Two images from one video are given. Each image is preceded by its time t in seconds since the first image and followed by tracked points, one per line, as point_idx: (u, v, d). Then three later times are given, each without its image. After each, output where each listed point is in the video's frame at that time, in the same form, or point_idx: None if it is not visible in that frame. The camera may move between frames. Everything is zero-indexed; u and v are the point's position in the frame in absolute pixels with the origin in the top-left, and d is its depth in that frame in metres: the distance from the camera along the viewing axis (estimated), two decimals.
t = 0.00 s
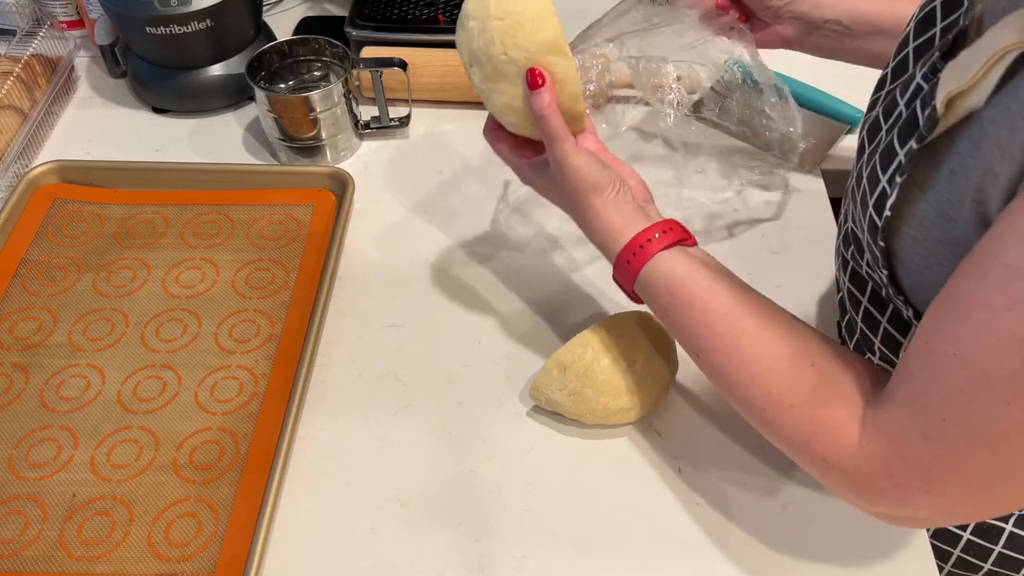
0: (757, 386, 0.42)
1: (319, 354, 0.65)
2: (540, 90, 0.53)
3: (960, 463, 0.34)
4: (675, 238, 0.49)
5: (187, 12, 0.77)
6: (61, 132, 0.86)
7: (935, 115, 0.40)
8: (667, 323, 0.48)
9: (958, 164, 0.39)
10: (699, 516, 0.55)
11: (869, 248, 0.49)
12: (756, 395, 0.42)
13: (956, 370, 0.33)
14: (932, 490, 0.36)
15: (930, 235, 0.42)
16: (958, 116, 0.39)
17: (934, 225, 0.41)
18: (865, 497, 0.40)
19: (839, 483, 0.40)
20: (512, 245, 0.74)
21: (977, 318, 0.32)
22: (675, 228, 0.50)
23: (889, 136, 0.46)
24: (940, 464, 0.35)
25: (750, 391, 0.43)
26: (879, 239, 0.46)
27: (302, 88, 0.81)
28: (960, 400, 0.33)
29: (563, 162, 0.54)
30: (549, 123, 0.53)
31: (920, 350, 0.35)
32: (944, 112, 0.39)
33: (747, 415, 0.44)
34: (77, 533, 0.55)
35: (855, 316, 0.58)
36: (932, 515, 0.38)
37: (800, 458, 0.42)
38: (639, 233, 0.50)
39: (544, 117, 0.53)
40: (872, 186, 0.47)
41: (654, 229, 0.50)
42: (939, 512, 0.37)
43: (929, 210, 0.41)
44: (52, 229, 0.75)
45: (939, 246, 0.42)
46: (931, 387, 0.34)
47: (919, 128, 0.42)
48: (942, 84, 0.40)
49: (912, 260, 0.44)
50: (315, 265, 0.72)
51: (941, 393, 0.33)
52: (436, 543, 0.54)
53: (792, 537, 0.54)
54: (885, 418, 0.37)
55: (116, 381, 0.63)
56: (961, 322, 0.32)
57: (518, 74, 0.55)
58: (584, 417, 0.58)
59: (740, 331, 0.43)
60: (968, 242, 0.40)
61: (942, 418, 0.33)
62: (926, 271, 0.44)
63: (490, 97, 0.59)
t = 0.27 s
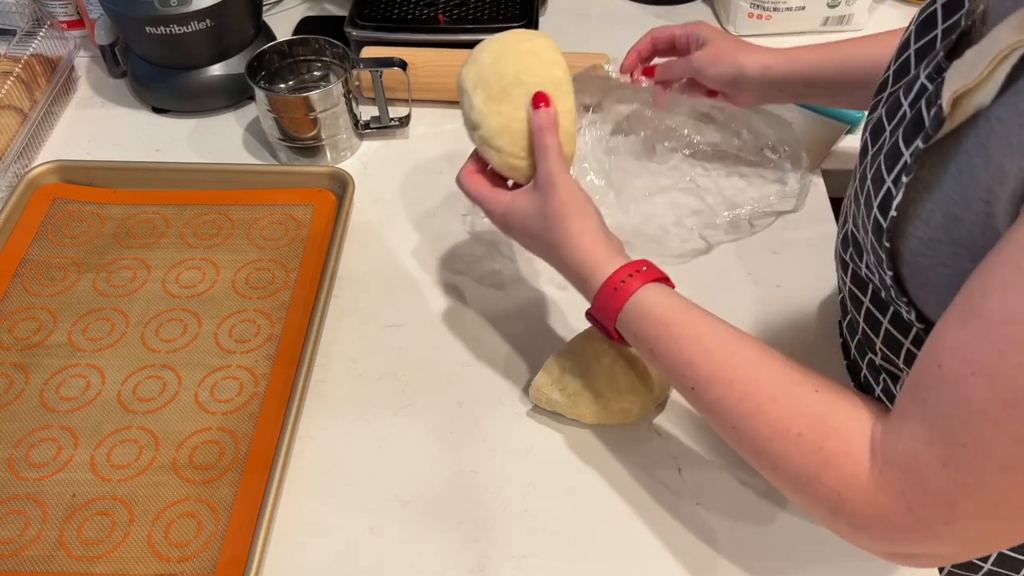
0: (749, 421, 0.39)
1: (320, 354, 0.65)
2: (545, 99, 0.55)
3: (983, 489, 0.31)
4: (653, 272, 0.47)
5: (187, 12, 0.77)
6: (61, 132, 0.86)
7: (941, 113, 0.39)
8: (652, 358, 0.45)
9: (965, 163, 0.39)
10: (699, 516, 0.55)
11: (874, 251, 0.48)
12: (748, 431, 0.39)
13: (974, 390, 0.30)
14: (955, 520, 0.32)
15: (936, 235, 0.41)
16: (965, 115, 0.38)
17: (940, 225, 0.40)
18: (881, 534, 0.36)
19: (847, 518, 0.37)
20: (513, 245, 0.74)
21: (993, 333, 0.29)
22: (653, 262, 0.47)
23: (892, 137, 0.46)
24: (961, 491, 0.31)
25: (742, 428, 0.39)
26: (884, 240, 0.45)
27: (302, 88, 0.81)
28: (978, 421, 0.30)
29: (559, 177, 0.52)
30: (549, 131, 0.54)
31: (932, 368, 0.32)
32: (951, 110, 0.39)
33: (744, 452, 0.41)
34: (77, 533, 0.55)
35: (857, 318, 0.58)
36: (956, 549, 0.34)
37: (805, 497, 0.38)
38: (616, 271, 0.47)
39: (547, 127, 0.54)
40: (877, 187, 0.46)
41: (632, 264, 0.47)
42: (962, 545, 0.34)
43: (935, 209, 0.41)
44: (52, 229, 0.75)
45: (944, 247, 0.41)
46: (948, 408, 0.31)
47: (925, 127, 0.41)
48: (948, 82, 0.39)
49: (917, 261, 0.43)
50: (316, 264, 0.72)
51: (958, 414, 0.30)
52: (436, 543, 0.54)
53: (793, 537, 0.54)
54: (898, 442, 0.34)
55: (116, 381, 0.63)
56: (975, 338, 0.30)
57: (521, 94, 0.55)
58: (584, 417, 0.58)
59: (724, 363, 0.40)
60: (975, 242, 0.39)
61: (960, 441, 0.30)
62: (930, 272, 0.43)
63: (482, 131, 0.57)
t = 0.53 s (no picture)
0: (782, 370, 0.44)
1: (319, 355, 0.65)
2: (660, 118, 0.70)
3: (967, 472, 0.33)
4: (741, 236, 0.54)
5: (187, 12, 0.77)
6: (60, 132, 0.86)
7: (935, 116, 0.40)
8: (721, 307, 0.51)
9: (963, 165, 0.39)
10: (699, 517, 0.55)
11: (871, 253, 0.49)
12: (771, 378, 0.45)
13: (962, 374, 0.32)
14: (937, 499, 0.35)
15: (934, 238, 0.42)
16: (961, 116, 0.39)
17: (937, 228, 0.41)
18: (871, 503, 0.39)
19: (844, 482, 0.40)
20: (513, 245, 0.74)
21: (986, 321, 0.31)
22: (744, 229, 0.54)
23: (887, 140, 0.46)
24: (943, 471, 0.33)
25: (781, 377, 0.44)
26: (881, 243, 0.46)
27: (302, 88, 0.81)
28: (965, 402, 0.31)
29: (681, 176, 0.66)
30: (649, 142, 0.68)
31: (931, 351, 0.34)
32: (945, 113, 0.39)
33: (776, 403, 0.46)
34: (77, 533, 0.55)
35: (855, 319, 0.58)
36: (940, 530, 0.36)
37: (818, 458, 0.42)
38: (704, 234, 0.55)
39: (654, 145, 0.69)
40: (873, 191, 0.47)
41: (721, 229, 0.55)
42: (946, 526, 0.36)
43: (932, 212, 0.41)
44: (52, 229, 0.75)
45: (943, 248, 0.42)
46: (940, 388, 0.33)
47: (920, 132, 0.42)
48: (944, 84, 0.40)
49: (916, 264, 0.44)
50: (315, 265, 0.71)
51: (949, 394, 0.32)
52: (436, 543, 0.54)
53: (793, 537, 0.54)
54: (899, 420, 0.36)
55: (117, 381, 0.63)
56: (970, 326, 0.31)
57: (631, 116, 0.71)
58: (584, 417, 0.58)
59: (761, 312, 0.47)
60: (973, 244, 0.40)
61: (947, 423, 0.33)
62: (928, 275, 0.44)
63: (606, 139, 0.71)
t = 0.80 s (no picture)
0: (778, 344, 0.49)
1: (319, 355, 0.65)
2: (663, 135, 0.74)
3: (932, 434, 0.36)
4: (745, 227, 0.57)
5: (187, 12, 0.77)
6: (61, 132, 0.86)
7: (920, 108, 0.40)
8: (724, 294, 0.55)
9: (946, 154, 0.40)
10: (699, 517, 0.55)
11: (864, 244, 0.49)
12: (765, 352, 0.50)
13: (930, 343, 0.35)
14: (905, 459, 0.38)
15: (920, 227, 0.42)
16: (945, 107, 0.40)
17: (925, 218, 0.42)
18: (849, 462, 0.42)
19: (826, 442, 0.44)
20: (513, 245, 0.74)
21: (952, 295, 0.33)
22: (750, 220, 0.57)
23: (879, 132, 0.46)
24: (910, 432, 0.37)
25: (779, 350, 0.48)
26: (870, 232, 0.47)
27: (302, 88, 0.81)
28: (932, 370, 0.35)
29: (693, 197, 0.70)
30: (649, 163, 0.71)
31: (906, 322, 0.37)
32: (930, 105, 0.40)
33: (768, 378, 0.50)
34: (77, 533, 0.55)
35: (854, 314, 0.59)
36: (910, 489, 0.40)
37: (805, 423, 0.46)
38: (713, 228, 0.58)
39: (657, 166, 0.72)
40: (864, 181, 0.47)
41: (728, 220, 0.58)
42: (914, 486, 0.39)
43: (919, 201, 0.42)
44: (52, 229, 0.75)
45: (930, 238, 0.42)
46: (911, 357, 0.36)
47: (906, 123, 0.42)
48: (929, 76, 0.41)
49: (905, 253, 0.45)
50: (315, 265, 0.72)
51: (919, 363, 0.35)
52: (436, 543, 0.54)
53: (792, 537, 0.54)
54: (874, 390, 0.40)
55: (117, 381, 0.63)
56: (939, 298, 0.34)
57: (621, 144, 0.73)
58: (585, 417, 0.58)
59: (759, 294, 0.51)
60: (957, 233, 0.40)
61: (917, 387, 0.36)
62: (915, 263, 0.44)
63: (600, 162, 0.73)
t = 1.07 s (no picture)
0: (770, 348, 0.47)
1: (319, 355, 0.65)
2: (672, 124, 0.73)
3: (937, 434, 0.36)
4: (724, 231, 0.56)
5: (187, 12, 0.77)
6: (61, 132, 0.86)
7: (937, 108, 0.40)
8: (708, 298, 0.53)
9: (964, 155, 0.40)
10: (699, 517, 0.55)
11: (873, 244, 0.49)
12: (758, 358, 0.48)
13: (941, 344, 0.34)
14: (909, 460, 0.38)
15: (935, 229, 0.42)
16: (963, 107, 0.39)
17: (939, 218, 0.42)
18: (849, 466, 0.42)
19: (823, 446, 0.43)
20: (513, 245, 0.74)
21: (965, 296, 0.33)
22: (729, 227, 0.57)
23: (894, 132, 0.46)
24: (916, 434, 0.37)
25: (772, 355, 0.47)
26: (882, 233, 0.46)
27: (303, 88, 0.81)
28: (941, 369, 0.35)
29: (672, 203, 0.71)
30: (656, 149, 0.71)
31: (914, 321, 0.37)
32: (948, 104, 0.40)
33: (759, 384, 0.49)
34: (77, 533, 0.55)
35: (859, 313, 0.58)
36: (912, 491, 0.40)
37: (793, 420, 0.46)
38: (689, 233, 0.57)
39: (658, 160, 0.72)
40: (876, 181, 0.47)
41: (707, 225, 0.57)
42: (915, 487, 0.39)
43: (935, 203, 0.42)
44: (52, 229, 0.75)
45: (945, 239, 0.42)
46: (919, 358, 0.36)
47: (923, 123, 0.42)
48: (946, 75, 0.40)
49: (918, 255, 0.44)
50: (315, 265, 0.71)
51: (928, 364, 0.35)
52: (436, 544, 0.54)
53: (793, 537, 0.54)
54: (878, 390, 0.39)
55: (116, 381, 0.63)
56: (950, 299, 0.34)
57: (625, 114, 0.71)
58: (584, 417, 0.58)
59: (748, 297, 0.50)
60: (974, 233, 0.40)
61: (925, 387, 0.36)
62: (929, 265, 0.44)
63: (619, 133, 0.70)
